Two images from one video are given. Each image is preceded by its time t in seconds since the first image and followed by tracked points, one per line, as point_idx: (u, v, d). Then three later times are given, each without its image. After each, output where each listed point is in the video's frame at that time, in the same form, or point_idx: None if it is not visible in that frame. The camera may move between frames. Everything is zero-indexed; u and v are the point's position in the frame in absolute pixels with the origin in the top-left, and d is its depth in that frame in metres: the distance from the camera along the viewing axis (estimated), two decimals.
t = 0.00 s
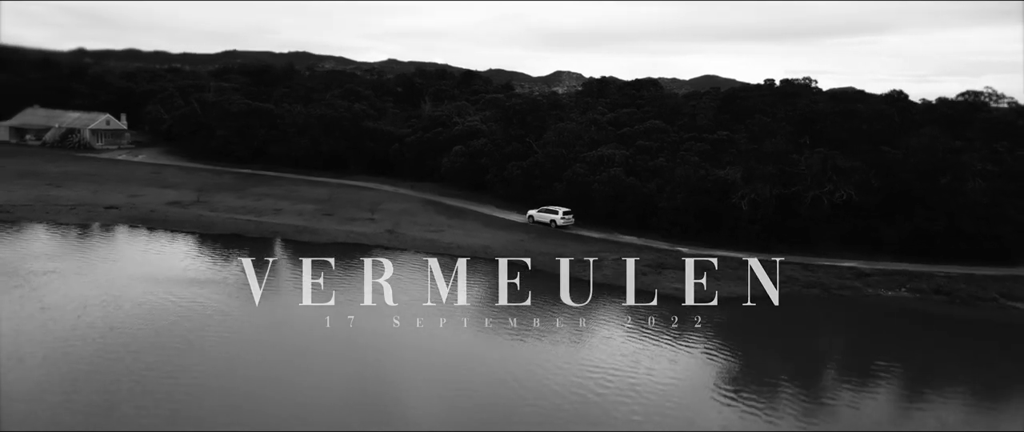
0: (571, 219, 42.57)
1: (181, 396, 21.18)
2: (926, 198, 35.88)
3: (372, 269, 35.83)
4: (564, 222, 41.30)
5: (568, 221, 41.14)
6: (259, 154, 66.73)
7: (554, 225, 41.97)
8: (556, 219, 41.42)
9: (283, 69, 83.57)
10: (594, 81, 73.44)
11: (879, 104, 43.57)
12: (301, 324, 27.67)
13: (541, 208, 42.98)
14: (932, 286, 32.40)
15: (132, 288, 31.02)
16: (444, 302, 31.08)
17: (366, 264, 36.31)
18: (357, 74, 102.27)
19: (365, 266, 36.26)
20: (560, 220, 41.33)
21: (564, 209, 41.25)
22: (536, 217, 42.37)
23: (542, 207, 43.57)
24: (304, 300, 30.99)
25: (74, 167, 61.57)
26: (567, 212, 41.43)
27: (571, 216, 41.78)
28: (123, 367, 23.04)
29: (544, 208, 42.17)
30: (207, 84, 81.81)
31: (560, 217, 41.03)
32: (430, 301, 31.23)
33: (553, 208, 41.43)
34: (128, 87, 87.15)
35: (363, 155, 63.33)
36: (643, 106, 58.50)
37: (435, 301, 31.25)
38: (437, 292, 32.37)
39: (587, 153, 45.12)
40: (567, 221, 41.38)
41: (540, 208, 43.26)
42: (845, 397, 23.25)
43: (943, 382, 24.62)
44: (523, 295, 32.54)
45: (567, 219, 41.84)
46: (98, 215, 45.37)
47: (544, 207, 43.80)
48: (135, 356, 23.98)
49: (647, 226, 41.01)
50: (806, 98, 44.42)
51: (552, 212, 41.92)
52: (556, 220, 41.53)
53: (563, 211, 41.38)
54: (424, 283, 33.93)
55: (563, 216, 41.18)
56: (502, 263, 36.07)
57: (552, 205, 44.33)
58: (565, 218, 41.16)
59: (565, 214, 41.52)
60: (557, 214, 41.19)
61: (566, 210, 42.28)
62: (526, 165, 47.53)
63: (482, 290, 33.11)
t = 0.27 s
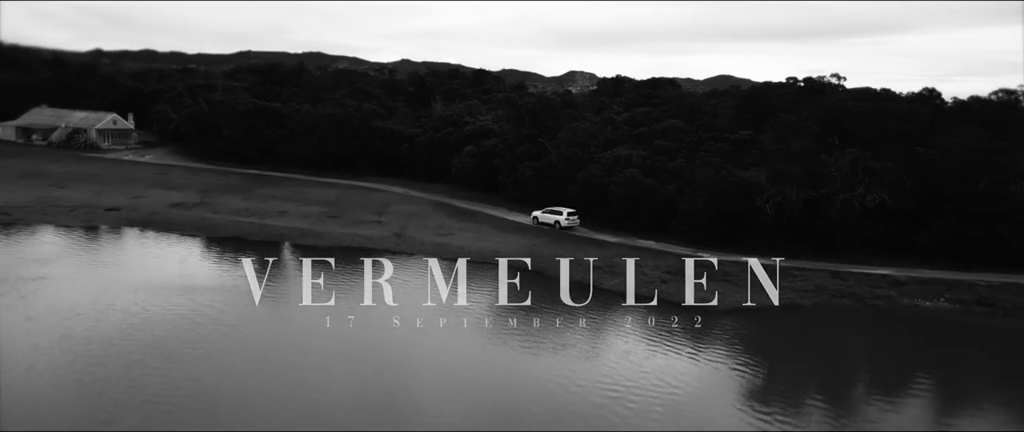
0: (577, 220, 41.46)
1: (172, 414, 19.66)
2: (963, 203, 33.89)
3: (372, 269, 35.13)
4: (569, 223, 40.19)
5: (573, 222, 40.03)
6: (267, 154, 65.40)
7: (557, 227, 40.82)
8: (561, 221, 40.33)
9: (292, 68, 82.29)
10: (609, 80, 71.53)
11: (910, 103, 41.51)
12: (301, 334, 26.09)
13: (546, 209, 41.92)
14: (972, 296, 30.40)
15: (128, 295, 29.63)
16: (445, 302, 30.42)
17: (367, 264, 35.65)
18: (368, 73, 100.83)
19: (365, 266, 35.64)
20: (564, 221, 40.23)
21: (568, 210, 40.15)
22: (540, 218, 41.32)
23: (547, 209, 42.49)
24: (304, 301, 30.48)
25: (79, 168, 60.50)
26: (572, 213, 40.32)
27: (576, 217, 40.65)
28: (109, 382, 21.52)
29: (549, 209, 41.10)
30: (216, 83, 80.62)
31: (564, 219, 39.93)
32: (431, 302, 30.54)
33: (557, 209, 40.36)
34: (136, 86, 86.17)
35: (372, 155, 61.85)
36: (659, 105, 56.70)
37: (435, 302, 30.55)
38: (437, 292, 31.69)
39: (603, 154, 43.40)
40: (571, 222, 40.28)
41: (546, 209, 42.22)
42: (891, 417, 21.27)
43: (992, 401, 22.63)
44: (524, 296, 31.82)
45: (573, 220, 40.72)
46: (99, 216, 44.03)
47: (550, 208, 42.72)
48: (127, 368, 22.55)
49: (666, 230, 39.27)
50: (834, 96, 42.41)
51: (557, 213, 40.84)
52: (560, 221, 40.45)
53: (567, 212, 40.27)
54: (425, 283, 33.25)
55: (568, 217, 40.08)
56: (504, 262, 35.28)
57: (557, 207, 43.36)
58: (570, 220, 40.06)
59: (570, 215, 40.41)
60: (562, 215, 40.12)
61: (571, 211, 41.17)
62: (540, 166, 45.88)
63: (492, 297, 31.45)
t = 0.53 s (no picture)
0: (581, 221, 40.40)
1: (160, 426, 18.34)
2: (997, 208, 32.12)
3: (371, 269, 34.34)
4: (572, 225, 39.05)
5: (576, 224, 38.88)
6: (273, 155, 64.18)
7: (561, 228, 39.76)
8: (564, 222, 39.21)
9: (300, 67, 81.14)
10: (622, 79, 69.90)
11: (939, 101, 39.72)
12: (299, 344, 24.63)
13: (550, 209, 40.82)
14: (1010, 305, 28.66)
15: (123, 302, 28.40)
16: (445, 301, 29.74)
17: (366, 264, 34.91)
18: (377, 73, 99.64)
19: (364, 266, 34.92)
20: (567, 222, 39.10)
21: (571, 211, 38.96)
22: (544, 219, 40.28)
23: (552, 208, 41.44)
24: (303, 300, 29.80)
25: (83, 168, 59.55)
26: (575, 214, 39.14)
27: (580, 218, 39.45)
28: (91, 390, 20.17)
29: (552, 210, 39.97)
30: (223, 82, 79.60)
31: (567, 220, 38.78)
32: (431, 301, 29.68)
33: (560, 210, 39.23)
34: (143, 86, 85.27)
35: (380, 156, 60.53)
36: (675, 104, 55.10)
37: (435, 301, 29.73)
38: (437, 290, 31.07)
39: (617, 154, 41.81)
40: (575, 224, 39.13)
41: (551, 209, 41.13)
42: None
43: None
44: (524, 295, 31.14)
45: (577, 221, 39.54)
46: (98, 217, 42.86)
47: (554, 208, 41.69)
48: (115, 376, 21.18)
49: (682, 234, 37.64)
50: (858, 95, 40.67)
51: (561, 213, 39.69)
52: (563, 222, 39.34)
53: (571, 213, 39.10)
54: (424, 283, 32.43)
55: (571, 219, 38.93)
56: (502, 261, 34.46)
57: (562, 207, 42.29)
58: (573, 221, 38.91)
59: (574, 216, 39.24)
60: (564, 217, 38.97)
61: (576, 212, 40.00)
62: (551, 167, 44.38)
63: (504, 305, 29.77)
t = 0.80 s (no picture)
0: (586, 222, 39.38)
1: None
2: None
3: (371, 271, 33.54)
4: (576, 226, 38.17)
5: (580, 225, 37.99)
6: (280, 156, 62.78)
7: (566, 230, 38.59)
8: (568, 224, 38.30)
9: (308, 67, 79.81)
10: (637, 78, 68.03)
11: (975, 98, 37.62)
12: (296, 357, 23.02)
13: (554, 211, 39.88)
14: None
15: (116, 311, 26.99)
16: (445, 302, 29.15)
17: (367, 266, 33.88)
18: (388, 73, 98.22)
19: (366, 270, 33.67)
20: (571, 224, 38.20)
21: (576, 213, 38.06)
22: (547, 220, 39.36)
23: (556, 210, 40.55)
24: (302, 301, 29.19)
25: (87, 169, 58.33)
26: (580, 216, 38.25)
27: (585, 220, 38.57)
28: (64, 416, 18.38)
29: (556, 211, 39.03)
30: (230, 82, 78.37)
31: (571, 222, 37.89)
32: (430, 301, 29.25)
33: (564, 212, 38.32)
34: (150, 86, 84.13)
35: (388, 157, 59.01)
36: (693, 104, 53.23)
37: (434, 302, 29.12)
38: (437, 292, 30.44)
39: (634, 156, 40.29)
40: (579, 226, 38.22)
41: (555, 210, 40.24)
42: None
43: None
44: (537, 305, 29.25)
45: (581, 223, 38.64)
46: (96, 220, 41.43)
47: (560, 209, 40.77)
48: (102, 398, 19.55)
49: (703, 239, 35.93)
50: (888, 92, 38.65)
51: (565, 215, 38.78)
52: (567, 224, 38.43)
53: (575, 215, 38.20)
54: (425, 284, 31.73)
55: (575, 221, 38.04)
56: (502, 262, 33.65)
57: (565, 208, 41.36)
58: (577, 223, 38.02)
59: (578, 218, 38.36)
60: (569, 218, 38.09)
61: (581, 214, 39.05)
62: (565, 169, 42.79)
63: (518, 316, 27.77)
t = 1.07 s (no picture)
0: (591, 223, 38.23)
1: None
2: None
3: (373, 273, 32.58)
4: (580, 228, 36.90)
5: (585, 227, 36.72)
6: (287, 155, 61.46)
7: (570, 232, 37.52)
8: (572, 225, 37.04)
9: (318, 65, 78.44)
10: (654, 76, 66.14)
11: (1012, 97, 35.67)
12: (289, 372, 21.43)
13: (559, 211, 38.74)
14: None
15: (105, 321, 25.58)
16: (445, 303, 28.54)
17: (367, 269, 32.84)
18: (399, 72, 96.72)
19: (368, 276, 32.04)
20: (575, 226, 36.94)
21: (580, 214, 36.85)
22: (551, 221, 38.20)
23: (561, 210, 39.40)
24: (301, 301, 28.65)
25: (90, 169, 57.24)
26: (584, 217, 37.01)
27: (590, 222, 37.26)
28: None
29: (561, 212, 37.87)
30: (239, 80, 77.19)
31: (575, 223, 36.65)
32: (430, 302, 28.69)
33: (568, 213, 37.14)
34: (159, 84, 83.07)
35: (397, 157, 57.53)
36: (712, 102, 51.37)
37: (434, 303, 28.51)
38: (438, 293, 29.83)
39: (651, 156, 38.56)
40: (584, 227, 36.96)
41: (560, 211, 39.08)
42: None
43: None
44: (547, 313, 27.67)
45: (586, 224, 37.38)
46: (94, 221, 40.12)
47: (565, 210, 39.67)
48: (84, 421, 18.15)
49: (725, 243, 34.07)
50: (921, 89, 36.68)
51: (569, 216, 37.56)
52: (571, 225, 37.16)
53: (580, 216, 36.97)
54: (425, 285, 31.09)
55: (579, 222, 36.80)
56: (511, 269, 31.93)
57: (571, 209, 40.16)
58: (581, 224, 36.76)
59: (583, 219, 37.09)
60: (573, 220, 36.86)
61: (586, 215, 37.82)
62: (579, 169, 41.19)
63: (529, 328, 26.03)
